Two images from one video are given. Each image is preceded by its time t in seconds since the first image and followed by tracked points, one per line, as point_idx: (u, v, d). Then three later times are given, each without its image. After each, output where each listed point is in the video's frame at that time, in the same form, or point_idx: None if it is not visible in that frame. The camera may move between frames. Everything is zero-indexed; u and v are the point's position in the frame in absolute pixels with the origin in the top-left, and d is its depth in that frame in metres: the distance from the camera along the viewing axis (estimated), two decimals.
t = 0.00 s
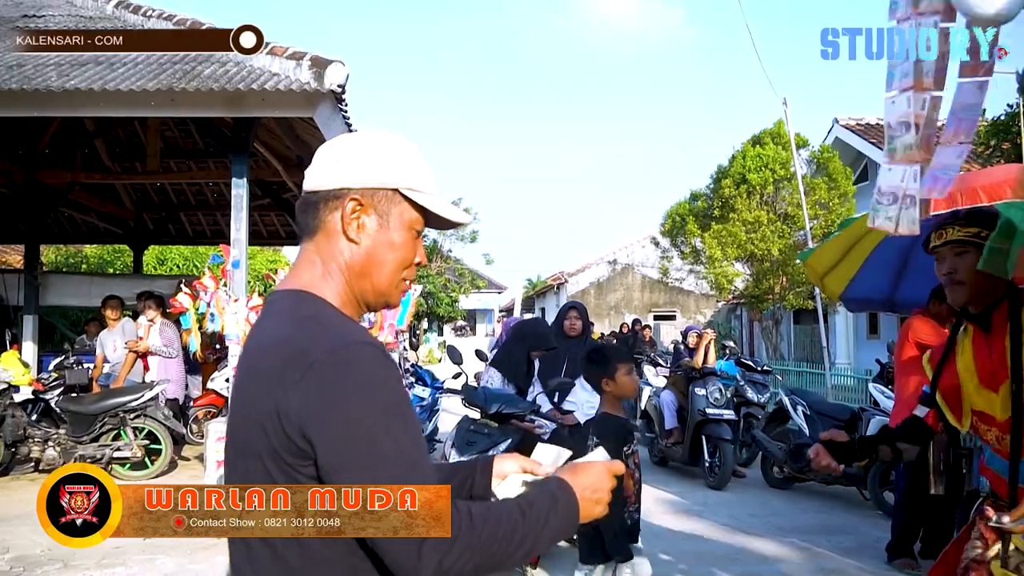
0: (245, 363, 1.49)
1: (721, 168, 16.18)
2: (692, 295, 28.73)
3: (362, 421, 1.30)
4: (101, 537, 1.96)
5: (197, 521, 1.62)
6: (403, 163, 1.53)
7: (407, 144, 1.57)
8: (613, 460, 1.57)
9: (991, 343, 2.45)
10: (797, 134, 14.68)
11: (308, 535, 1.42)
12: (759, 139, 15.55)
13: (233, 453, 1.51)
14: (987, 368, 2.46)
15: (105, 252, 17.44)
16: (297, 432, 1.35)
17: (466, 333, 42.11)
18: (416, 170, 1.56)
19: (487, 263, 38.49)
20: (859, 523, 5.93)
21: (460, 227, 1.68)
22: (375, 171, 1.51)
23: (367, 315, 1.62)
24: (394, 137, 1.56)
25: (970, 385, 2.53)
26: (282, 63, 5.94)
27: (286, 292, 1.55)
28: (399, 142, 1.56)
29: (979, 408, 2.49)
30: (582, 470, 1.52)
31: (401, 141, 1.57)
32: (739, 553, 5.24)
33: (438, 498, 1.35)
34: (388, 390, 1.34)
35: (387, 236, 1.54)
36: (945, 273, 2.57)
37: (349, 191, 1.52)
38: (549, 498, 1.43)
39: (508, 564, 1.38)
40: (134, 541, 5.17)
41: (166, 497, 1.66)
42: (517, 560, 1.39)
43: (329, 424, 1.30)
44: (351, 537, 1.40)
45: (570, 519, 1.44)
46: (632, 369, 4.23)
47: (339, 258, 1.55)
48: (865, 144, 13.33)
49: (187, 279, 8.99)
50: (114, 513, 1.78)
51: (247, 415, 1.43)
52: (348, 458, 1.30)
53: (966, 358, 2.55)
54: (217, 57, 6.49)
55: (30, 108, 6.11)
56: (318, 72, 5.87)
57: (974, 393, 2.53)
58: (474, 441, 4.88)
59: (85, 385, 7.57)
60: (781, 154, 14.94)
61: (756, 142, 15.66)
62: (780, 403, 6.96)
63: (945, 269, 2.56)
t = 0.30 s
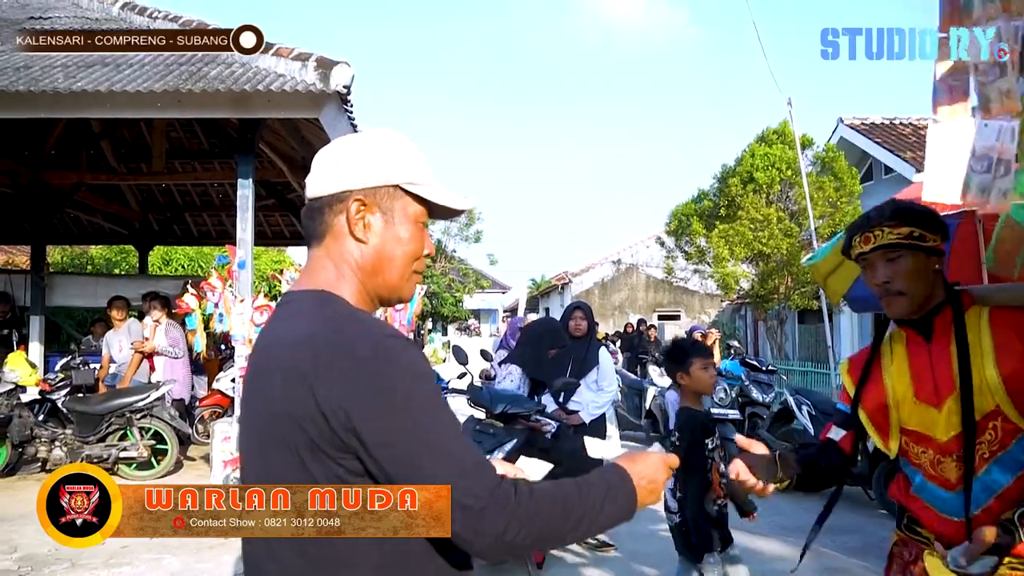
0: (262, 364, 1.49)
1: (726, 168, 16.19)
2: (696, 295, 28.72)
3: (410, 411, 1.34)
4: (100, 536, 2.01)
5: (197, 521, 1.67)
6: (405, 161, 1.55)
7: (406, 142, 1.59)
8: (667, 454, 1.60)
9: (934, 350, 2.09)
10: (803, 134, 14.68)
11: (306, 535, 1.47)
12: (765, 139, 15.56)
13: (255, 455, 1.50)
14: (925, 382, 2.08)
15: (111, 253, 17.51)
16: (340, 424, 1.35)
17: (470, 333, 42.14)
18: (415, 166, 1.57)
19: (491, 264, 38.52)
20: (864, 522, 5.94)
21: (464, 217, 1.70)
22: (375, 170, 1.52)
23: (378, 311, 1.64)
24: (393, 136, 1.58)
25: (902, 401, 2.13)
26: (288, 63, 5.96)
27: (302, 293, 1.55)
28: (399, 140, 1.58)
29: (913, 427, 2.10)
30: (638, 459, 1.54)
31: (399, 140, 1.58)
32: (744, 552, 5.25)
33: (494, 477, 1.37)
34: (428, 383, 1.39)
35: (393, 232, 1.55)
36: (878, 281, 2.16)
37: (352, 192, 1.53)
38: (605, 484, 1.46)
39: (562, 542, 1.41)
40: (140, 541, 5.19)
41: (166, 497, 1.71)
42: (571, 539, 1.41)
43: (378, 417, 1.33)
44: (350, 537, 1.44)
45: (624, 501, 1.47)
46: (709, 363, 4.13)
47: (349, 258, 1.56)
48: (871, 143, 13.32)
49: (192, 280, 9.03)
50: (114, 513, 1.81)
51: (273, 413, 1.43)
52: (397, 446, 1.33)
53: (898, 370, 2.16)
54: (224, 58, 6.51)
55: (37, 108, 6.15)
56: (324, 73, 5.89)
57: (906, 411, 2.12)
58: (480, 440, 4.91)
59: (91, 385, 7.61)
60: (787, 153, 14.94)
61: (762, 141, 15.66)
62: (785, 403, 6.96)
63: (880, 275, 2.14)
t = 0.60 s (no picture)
0: (274, 354, 1.51)
1: (728, 161, 16.19)
2: (697, 287, 28.68)
3: (434, 397, 1.39)
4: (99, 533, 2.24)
5: (197, 521, 1.73)
6: (402, 155, 1.57)
7: (402, 136, 1.60)
8: (703, 457, 1.70)
9: (917, 335, 1.91)
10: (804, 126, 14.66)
11: (306, 535, 1.51)
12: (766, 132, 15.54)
13: (265, 444, 1.51)
14: (912, 373, 1.89)
15: (112, 245, 17.53)
16: (362, 410, 1.39)
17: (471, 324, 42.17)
18: (413, 159, 1.59)
19: (492, 255, 38.53)
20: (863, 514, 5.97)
21: (464, 206, 1.71)
22: (370, 166, 1.54)
23: (383, 302, 1.66)
24: (388, 132, 1.60)
25: (881, 394, 1.96)
26: (288, 57, 5.97)
27: (311, 284, 1.57)
28: (396, 135, 1.60)
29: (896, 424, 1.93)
30: (675, 464, 1.63)
31: (394, 135, 1.60)
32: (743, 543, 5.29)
33: (525, 464, 1.44)
34: (447, 371, 1.44)
35: (392, 225, 1.57)
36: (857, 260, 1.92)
37: (348, 187, 1.55)
38: (638, 476, 1.53)
39: (585, 529, 1.47)
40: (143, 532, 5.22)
41: (166, 497, 1.76)
42: (597, 526, 1.48)
43: (403, 404, 1.38)
44: (350, 537, 1.49)
45: (658, 496, 1.53)
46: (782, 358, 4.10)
47: (351, 252, 1.58)
48: (871, 135, 13.32)
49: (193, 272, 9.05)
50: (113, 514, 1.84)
51: (289, 401, 1.44)
52: (422, 432, 1.38)
53: (874, 362, 1.97)
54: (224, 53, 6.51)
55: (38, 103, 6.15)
56: (324, 66, 5.89)
57: (886, 405, 1.94)
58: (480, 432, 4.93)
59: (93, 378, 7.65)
60: (789, 146, 14.93)
61: (764, 133, 15.66)
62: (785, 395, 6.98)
63: (869, 255, 1.90)
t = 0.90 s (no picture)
0: (275, 341, 1.54)
1: (727, 151, 16.17)
2: (697, 278, 28.58)
3: (408, 393, 1.37)
4: (99, 533, 2.27)
5: (197, 521, 1.71)
6: (411, 145, 1.57)
7: (412, 128, 1.60)
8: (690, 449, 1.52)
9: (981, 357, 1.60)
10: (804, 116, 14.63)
11: (307, 535, 1.52)
12: (765, 121, 15.52)
13: (264, 425, 1.55)
14: (971, 404, 1.58)
15: (111, 235, 17.52)
16: (342, 399, 1.39)
17: (471, 314, 42.23)
18: (423, 151, 1.58)
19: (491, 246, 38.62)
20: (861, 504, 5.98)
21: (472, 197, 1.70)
22: (378, 156, 1.55)
23: (389, 292, 1.65)
24: (398, 122, 1.60)
25: (926, 433, 1.60)
26: (287, 46, 5.92)
27: (313, 271, 1.58)
28: (406, 125, 1.60)
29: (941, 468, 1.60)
30: (653, 461, 1.48)
31: (404, 125, 1.60)
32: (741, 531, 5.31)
33: (482, 469, 1.39)
34: (427, 368, 1.41)
35: (397, 216, 1.57)
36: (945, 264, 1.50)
37: (356, 176, 1.56)
38: (604, 481, 1.44)
39: (539, 538, 1.40)
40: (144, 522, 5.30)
41: (166, 497, 1.76)
42: (553, 536, 1.41)
43: (378, 392, 1.36)
44: (348, 537, 1.48)
45: (623, 504, 1.43)
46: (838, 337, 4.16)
47: (355, 241, 1.58)
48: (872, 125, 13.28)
49: (193, 262, 9.07)
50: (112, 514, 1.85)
51: (282, 383, 1.47)
52: (393, 427, 1.36)
53: (922, 392, 1.61)
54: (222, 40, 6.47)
55: (38, 92, 6.14)
56: (324, 55, 5.88)
57: (933, 446, 1.60)
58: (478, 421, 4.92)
59: (93, 367, 7.68)
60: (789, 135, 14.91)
61: (764, 123, 15.64)
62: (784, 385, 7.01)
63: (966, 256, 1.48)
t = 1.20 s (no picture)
0: (271, 337, 1.54)
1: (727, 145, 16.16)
2: (697, 272, 28.51)
3: (369, 392, 1.34)
4: (99, 535, 2.32)
5: (195, 522, 1.70)
6: (420, 146, 1.57)
7: (422, 129, 1.60)
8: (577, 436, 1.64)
9: None
10: (803, 110, 14.62)
11: (308, 535, 1.49)
12: (764, 115, 15.50)
13: (253, 420, 1.57)
14: None
15: (111, 229, 17.54)
16: (309, 396, 1.39)
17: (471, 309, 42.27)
18: (432, 154, 1.58)
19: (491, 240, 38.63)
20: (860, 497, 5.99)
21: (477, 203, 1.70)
22: (388, 155, 1.55)
23: (383, 293, 1.66)
24: (407, 121, 1.60)
25: None
26: (288, 41, 5.91)
27: (308, 269, 1.60)
28: (419, 126, 1.60)
29: None
30: (555, 443, 1.58)
31: (413, 125, 1.60)
32: (741, 525, 5.32)
33: (441, 467, 1.38)
34: (395, 365, 1.38)
35: (402, 217, 1.57)
36: None
37: (366, 173, 1.56)
38: (528, 465, 1.48)
39: (484, 528, 1.41)
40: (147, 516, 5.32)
41: (166, 497, 1.76)
42: (496, 525, 1.43)
43: (342, 391, 1.35)
44: (349, 536, 1.47)
45: (543, 488, 1.48)
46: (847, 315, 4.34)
47: (358, 238, 1.59)
48: (872, 119, 13.28)
49: (195, 256, 9.08)
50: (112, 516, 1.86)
51: (265, 378, 1.49)
52: (353, 428, 1.34)
53: None
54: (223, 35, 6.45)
55: (41, 88, 6.16)
56: (324, 50, 5.87)
57: None
58: (480, 415, 4.96)
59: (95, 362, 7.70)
60: (788, 130, 14.90)
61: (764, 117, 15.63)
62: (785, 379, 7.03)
63: None
